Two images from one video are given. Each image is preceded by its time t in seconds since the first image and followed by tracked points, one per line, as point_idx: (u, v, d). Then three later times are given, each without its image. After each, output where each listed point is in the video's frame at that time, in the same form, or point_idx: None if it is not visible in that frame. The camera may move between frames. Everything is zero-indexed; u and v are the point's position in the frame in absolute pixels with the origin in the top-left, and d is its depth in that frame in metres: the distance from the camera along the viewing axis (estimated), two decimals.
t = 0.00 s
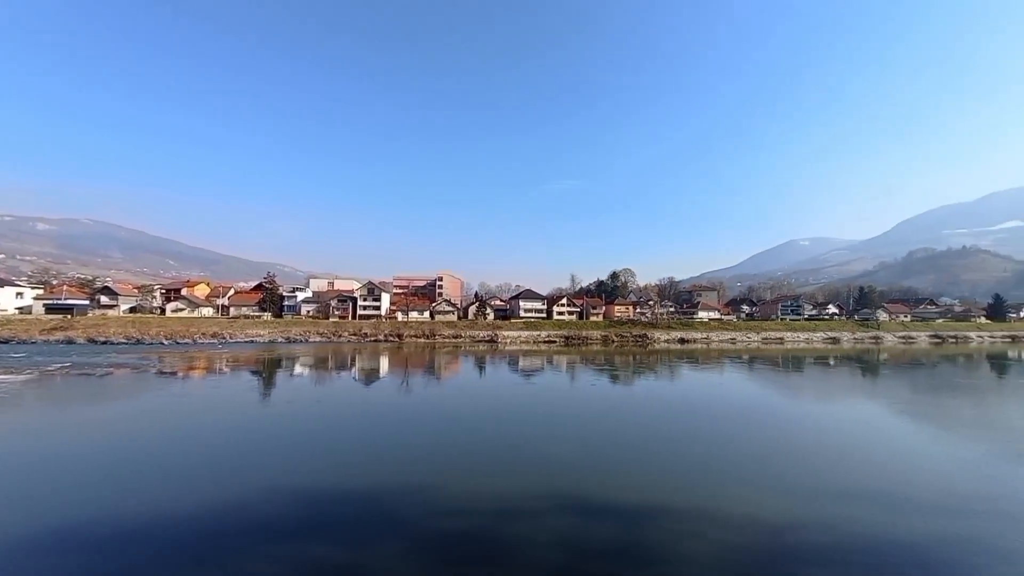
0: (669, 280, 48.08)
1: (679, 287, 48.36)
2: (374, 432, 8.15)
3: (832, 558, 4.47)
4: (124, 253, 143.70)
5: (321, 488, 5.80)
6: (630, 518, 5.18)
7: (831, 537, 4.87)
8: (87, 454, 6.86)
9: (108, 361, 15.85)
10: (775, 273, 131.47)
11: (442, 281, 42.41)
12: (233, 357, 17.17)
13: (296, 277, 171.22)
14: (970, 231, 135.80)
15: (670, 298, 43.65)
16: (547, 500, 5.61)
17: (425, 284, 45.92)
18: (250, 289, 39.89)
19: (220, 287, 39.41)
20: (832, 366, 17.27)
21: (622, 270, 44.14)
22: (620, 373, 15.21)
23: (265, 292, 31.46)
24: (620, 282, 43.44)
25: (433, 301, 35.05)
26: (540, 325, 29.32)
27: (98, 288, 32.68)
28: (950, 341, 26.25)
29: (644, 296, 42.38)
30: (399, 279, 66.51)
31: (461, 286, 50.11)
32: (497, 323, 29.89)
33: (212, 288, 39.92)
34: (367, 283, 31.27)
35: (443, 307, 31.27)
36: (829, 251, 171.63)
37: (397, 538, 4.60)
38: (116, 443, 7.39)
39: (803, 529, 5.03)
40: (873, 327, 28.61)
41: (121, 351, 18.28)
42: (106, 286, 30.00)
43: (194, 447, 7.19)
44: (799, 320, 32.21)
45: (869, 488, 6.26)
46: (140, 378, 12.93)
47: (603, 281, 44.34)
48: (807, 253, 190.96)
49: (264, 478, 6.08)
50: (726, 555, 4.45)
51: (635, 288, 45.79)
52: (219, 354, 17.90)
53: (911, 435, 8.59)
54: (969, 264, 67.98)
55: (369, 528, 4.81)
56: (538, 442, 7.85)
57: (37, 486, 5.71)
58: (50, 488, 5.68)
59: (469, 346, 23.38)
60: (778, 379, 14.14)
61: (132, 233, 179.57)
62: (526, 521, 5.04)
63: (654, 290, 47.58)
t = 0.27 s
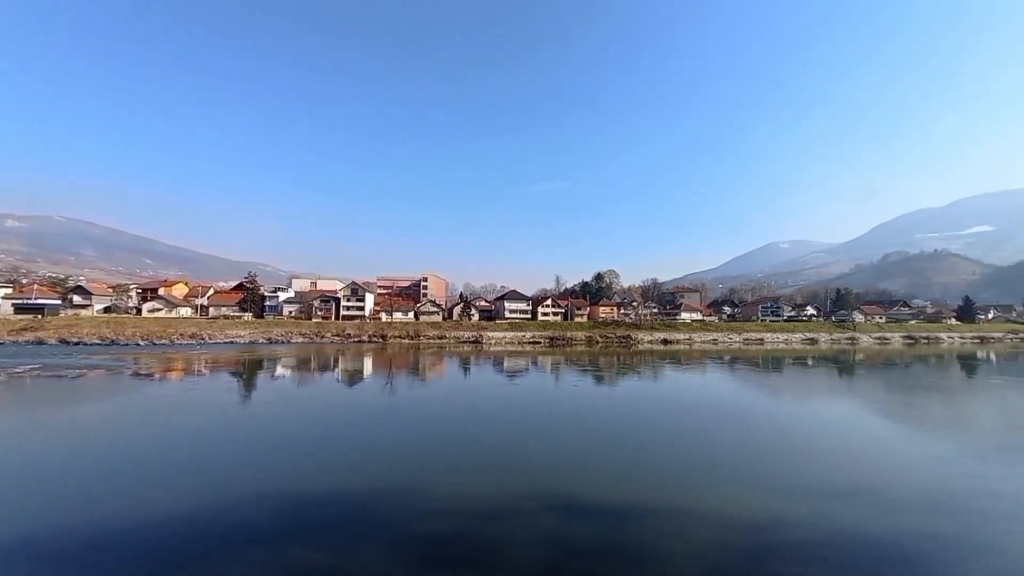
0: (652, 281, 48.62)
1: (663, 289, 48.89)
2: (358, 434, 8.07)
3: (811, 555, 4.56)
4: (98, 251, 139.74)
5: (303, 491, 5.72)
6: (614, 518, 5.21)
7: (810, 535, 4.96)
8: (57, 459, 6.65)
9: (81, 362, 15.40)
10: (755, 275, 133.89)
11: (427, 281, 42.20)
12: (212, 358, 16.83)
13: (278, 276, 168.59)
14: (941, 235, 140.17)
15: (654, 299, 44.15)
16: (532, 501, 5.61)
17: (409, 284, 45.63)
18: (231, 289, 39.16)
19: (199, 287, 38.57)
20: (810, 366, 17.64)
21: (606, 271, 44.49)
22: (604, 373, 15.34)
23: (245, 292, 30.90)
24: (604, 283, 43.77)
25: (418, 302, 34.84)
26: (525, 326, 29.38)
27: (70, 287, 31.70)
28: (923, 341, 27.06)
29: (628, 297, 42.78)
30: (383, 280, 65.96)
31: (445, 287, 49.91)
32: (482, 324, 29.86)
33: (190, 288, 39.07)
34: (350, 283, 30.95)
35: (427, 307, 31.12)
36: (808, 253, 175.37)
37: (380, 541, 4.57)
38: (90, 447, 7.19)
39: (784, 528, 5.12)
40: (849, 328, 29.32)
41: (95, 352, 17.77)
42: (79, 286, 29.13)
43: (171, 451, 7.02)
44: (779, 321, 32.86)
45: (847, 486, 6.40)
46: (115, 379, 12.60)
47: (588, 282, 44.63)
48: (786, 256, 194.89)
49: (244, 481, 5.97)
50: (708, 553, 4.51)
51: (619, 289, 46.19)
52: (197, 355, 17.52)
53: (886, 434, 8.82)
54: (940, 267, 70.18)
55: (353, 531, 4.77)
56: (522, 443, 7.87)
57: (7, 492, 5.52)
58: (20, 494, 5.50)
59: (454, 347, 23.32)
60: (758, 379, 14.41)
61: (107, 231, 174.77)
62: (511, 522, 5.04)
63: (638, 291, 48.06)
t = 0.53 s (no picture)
0: (638, 279, 49.00)
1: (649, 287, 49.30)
2: (344, 433, 8.00)
3: (792, 549, 4.66)
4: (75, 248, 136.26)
5: (287, 492, 5.66)
6: (601, 515, 5.25)
7: (792, 529, 5.07)
8: (33, 461, 6.48)
9: (58, 362, 15.01)
10: (739, 273, 135.69)
11: (414, 279, 41.97)
12: (195, 357, 16.55)
13: (262, 274, 166.22)
14: (917, 234, 143.65)
15: (640, 297, 44.51)
16: (520, 499, 5.63)
17: (396, 282, 45.34)
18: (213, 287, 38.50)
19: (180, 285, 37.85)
20: (793, 363, 17.95)
21: (593, 269, 44.71)
22: (591, 371, 15.43)
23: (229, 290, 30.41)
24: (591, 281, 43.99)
25: (405, 300, 34.64)
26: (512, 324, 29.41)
27: (46, 285, 30.88)
28: (900, 338, 27.74)
29: (615, 295, 43.07)
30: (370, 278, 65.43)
31: (432, 285, 49.69)
32: (469, 322, 29.81)
33: (171, 286, 38.31)
34: (336, 281, 30.64)
35: (414, 305, 30.97)
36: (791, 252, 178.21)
37: (368, 540, 4.55)
38: (67, 449, 7.02)
39: (767, 522, 5.20)
40: (830, 325, 29.91)
41: (72, 351, 17.35)
42: (55, 284, 28.39)
43: (152, 452, 6.89)
44: (762, 319, 33.38)
45: (827, 480, 6.55)
46: (94, 379, 12.32)
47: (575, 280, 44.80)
48: (770, 255, 197.91)
49: (227, 482, 5.89)
50: (693, 548, 4.58)
51: (606, 287, 46.47)
52: (179, 354, 17.20)
53: (865, 429, 9.02)
54: (917, 266, 71.89)
55: (339, 531, 4.73)
56: (510, 441, 7.88)
57: None
58: None
59: (442, 345, 23.25)
60: (742, 376, 14.63)
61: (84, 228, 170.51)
62: (498, 520, 5.06)
63: (624, 289, 48.40)
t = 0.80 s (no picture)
0: (623, 279, 49.40)
1: (633, 287, 49.73)
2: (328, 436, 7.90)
3: (772, 544, 4.75)
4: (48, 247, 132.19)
5: (268, 497, 5.56)
6: (581, 513, 5.31)
7: (773, 524, 5.16)
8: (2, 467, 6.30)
9: (28, 365, 14.58)
10: (721, 272, 137.75)
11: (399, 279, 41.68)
12: (173, 359, 16.17)
13: (243, 274, 163.31)
14: (892, 235, 147.49)
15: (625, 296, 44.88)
16: (505, 500, 5.63)
17: (380, 282, 44.97)
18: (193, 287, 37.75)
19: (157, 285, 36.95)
20: (773, 361, 18.27)
21: (579, 269, 44.94)
22: (576, 370, 15.53)
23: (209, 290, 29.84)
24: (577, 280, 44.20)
25: (389, 300, 34.38)
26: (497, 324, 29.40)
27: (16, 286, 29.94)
28: (876, 336, 28.45)
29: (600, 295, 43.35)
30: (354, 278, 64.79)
31: (418, 285, 49.37)
32: (455, 322, 29.71)
33: (149, 286, 37.48)
34: (319, 281, 30.24)
35: (399, 306, 30.76)
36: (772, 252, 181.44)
37: (348, 543, 4.52)
38: (38, 454, 6.83)
39: (749, 518, 5.30)
40: (809, 324, 30.53)
41: (43, 354, 16.85)
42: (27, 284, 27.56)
43: (127, 457, 6.74)
44: (744, 318, 33.93)
45: (806, 475, 6.69)
46: (67, 383, 11.99)
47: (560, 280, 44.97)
48: (751, 255, 201.27)
49: (207, 488, 5.77)
50: (677, 546, 4.63)
51: (591, 286, 46.76)
52: (156, 357, 16.83)
53: (842, 425, 9.23)
54: (891, 265, 73.82)
55: (322, 536, 4.67)
56: (494, 441, 7.88)
57: None
58: None
59: (426, 345, 23.13)
60: (724, 374, 14.85)
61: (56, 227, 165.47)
62: (479, 520, 5.07)
63: (609, 289, 48.73)
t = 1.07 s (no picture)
0: (606, 279, 49.77)
1: (616, 287, 50.17)
2: (310, 435, 7.81)
3: (753, 540, 4.86)
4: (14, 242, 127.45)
5: (252, 498, 5.49)
6: (568, 512, 5.35)
7: (755, 521, 5.27)
8: None
9: None
10: (701, 273, 139.79)
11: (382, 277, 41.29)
12: (148, 358, 15.75)
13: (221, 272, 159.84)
14: (867, 238, 151.63)
15: (607, 296, 45.24)
16: (490, 499, 5.64)
17: (362, 280, 44.48)
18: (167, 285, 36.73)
19: (131, 282, 35.95)
20: (752, 360, 18.64)
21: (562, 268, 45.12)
22: (559, 369, 15.62)
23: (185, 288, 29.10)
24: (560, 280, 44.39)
25: (372, 299, 34.03)
26: (481, 323, 29.38)
27: None
28: (850, 336, 29.24)
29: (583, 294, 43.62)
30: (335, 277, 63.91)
31: (400, 283, 49.01)
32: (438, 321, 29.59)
33: (122, 284, 36.37)
34: (300, 279, 29.80)
35: (382, 304, 30.48)
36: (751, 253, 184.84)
37: (336, 543, 4.51)
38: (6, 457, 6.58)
39: (727, 515, 5.40)
40: (787, 324, 31.19)
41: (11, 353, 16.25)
42: None
43: (103, 459, 6.55)
44: (724, 317, 34.52)
45: (785, 472, 6.85)
46: (37, 383, 11.58)
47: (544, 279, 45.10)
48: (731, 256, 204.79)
49: (185, 489, 5.65)
50: (661, 543, 4.70)
51: (574, 286, 46.99)
52: (131, 356, 16.36)
53: (819, 422, 9.47)
54: (865, 267, 75.84)
55: (304, 536, 4.62)
56: (479, 441, 7.90)
57: None
58: None
59: (410, 344, 22.98)
60: (704, 373, 15.10)
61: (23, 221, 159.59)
62: (467, 519, 5.08)
63: (592, 288, 49.04)
